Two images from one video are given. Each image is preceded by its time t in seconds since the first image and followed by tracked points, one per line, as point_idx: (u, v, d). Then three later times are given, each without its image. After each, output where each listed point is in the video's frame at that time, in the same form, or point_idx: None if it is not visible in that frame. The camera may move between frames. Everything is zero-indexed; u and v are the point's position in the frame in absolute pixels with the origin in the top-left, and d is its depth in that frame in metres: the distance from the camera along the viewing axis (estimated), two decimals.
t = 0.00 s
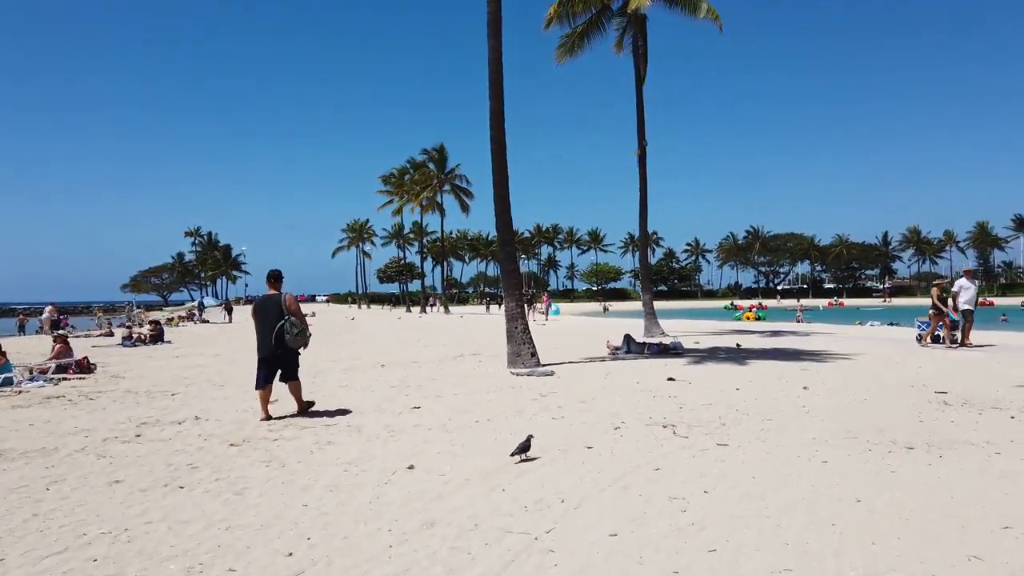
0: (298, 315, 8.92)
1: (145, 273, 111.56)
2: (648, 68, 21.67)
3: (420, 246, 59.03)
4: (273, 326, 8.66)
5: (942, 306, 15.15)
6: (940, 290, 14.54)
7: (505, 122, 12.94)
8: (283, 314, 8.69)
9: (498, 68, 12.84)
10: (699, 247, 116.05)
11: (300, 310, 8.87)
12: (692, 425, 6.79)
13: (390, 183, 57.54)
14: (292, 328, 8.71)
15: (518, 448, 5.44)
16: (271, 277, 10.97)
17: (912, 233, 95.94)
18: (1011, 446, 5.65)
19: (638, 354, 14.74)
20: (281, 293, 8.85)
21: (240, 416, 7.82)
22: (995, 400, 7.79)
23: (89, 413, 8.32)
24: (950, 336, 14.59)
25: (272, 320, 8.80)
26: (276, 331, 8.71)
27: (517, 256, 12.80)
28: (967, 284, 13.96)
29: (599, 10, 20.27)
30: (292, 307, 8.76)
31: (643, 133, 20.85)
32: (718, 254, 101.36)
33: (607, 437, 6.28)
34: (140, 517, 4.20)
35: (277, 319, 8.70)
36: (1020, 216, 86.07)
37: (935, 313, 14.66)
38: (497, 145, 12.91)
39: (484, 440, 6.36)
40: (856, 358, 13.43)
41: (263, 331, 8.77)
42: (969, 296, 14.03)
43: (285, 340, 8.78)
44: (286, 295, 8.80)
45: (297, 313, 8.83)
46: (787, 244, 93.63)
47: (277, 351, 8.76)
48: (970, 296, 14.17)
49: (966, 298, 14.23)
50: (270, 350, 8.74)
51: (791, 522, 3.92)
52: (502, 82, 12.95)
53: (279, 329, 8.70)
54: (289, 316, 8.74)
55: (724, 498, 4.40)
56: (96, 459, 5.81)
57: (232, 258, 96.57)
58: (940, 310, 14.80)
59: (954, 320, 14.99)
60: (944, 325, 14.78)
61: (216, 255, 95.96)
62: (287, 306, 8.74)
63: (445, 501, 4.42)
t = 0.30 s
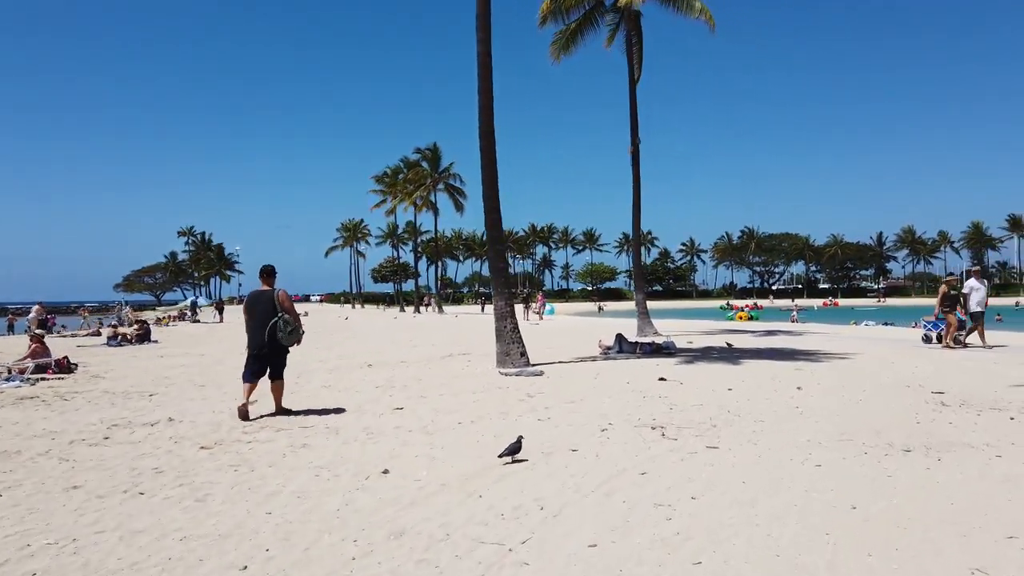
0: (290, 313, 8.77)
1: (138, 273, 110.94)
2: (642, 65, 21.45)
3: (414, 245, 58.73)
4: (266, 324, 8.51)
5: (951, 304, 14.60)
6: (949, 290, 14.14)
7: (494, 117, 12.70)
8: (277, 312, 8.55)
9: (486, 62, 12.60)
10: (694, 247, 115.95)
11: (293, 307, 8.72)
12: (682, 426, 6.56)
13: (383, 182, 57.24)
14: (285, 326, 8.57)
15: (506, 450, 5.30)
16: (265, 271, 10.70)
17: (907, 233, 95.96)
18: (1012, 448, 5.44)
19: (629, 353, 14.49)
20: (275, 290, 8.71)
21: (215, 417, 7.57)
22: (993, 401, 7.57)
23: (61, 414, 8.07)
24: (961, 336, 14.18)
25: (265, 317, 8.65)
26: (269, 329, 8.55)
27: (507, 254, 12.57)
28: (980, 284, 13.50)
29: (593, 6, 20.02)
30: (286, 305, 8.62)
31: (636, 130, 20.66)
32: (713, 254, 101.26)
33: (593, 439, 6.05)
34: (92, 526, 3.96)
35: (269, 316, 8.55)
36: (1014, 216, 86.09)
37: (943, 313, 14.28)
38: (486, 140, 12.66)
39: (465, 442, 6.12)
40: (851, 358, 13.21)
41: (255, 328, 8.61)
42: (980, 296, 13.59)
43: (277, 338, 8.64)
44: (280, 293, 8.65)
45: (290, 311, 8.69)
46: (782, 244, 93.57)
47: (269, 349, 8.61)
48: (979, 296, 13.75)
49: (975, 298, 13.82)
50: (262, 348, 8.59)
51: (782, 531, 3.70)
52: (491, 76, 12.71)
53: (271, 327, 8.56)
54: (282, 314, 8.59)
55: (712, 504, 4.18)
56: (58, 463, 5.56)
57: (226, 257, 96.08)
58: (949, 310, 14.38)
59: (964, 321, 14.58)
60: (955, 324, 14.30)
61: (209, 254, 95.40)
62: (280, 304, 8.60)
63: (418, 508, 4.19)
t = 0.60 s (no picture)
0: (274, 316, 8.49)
1: (131, 273, 110.40)
2: (635, 65, 21.23)
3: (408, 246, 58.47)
4: (249, 326, 8.23)
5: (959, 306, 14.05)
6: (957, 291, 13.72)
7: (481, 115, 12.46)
8: (261, 313, 8.28)
9: (473, 60, 12.37)
10: (689, 247, 115.86)
11: (277, 310, 8.44)
12: (668, 435, 6.32)
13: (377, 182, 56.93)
14: (269, 329, 8.29)
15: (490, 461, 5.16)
16: (245, 274, 10.44)
17: (902, 233, 95.98)
18: (1010, 460, 5.21)
19: (620, 356, 14.25)
20: (259, 293, 8.46)
21: (186, 426, 7.30)
22: (990, 408, 7.34)
23: (28, 422, 7.80)
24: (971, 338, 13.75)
25: (248, 320, 8.38)
26: (251, 332, 8.26)
27: (494, 256, 12.32)
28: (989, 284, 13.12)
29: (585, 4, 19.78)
30: (270, 307, 8.36)
31: (628, 130, 20.45)
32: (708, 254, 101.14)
33: (575, 450, 5.80)
34: (28, 550, 3.70)
35: (252, 319, 8.28)
36: (1010, 215, 86.08)
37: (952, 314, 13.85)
38: (472, 140, 12.42)
39: (441, 453, 5.86)
40: (844, 361, 13.00)
41: (238, 331, 8.33)
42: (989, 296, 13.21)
43: (260, 342, 8.35)
44: (264, 295, 8.40)
45: (274, 314, 8.42)
46: (777, 244, 93.49)
47: (252, 353, 8.31)
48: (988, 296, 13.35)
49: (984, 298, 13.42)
50: (244, 351, 8.29)
51: (765, 556, 3.46)
52: (478, 73, 12.46)
53: (255, 330, 8.28)
54: (266, 316, 8.33)
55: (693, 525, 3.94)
56: (10, 478, 5.29)
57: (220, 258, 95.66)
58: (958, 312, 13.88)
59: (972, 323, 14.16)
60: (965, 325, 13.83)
61: (203, 254, 94.95)
62: (264, 306, 8.34)
63: (381, 529, 3.94)
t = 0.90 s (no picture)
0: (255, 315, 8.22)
1: (121, 273, 109.62)
2: (627, 61, 21.00)
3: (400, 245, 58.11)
4: (227, 325, 7.99)
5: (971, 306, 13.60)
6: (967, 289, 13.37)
7: (467, 110, 12.20)
8: (239, 312, 8.05)
9: (460, 53, 12.11)
10: (683, 247, 115.81)
11: (257, 309, 8.18)
12: (654, 438, 6.10)
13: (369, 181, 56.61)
14: (247, 327, 8.03)
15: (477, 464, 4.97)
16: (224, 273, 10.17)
17: (894, 233, 96.11)
18: (1010, 464, 5.00)
19: (610, 356, 14.03)
20: (239, 293, 8.25)
21: (155, 429, 7.04)
22: (987, 409, 7.14)
23: None
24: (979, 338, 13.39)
25: (228, 320, 8.17)
26: (229, 331, 8.02)
27: (481, 254, 12.09)
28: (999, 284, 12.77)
29: None
30: (249, 306, 8.12)
31: (620, 128, 20.26)
32: (701, 254, 101.07)
33: (556, 454, 5.56)
34: None
35: (231, 318, 8.04)
36: (1002, 215, 86.22)
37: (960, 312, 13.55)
38: (459, 135, 12.16)
39: (417, 457, 5.62)
40: (837, 361, 12.80)
41: (217, 331, 8.10)
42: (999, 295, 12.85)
43: (239, 342, 8.09)
44: (243, 294, 8.18)
45: (254, 314, 8.17)
46: (771, 244, 93.59)
47: (230, 352, 8.04)
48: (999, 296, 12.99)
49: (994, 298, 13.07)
50: (223, 351, 8.04)
51: (753, 570, 3.23)
52: (464, 67, 12.21)
53: (233, 329, 8.03)
54: (245, 315, 8.08)
55: (677, 535, 3.70)
56: None
57: (211, 257, 94.99)
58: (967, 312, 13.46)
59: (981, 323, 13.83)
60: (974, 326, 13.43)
61: (194, 254, 94.24)
62: (244, 305, 8.11)
63: (344, 540, 3.68)
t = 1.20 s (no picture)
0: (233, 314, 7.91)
1: (111, 273, 108.79)
2: (618, 59, 20.78)
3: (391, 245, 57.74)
4: (204, 326, 7.75)
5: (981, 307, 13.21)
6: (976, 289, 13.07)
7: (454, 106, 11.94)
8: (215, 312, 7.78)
9: (446, 48, 11.84)
10: (675, 248, 115.77)
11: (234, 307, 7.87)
12: (642, 446, 5.84)
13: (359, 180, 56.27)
14: (223, 327, 7.75)
15: (461, 471, 4.86)
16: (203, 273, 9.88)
17: (886, 233, 96.29)
18: (1014, 475, 4.77)
19: (600, 358, 13.79)
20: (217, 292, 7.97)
21: (123, 436, 6.74)
22: (986, 415, 6.91)
23: None
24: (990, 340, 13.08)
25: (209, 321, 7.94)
26: (206, 332, 7.77)
27: (467, 253, 11.82)
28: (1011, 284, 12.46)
29: None
30: (225, 305, 7.83)
31: (610, 126, 20.05)
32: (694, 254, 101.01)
33: (540, 464, 5.30)
34: None
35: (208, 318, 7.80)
36: (993, 216, 86.54)
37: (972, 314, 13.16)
38: (445, 131, 11.88)
39: (393, 467, 5.35)
40: (830, 363, 12.59)
41: (196, 332, 7.89)
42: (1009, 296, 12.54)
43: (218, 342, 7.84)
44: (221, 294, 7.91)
45: (231, 312, 7.88)
46: (763, 244, 93.66)
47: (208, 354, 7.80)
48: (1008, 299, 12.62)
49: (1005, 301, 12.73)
50: (202, 353, 7.82)
51: None
52: (451, 62, 11.93)
53: (210, 330, 7.78)
54: (222, 314, 7.81)
55: (664, 555, 3.45)
56: None
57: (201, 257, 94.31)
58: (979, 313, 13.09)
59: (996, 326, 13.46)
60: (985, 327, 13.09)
61: (185, 253, 93.54)
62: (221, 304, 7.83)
63: (305, 563, 3.42)
